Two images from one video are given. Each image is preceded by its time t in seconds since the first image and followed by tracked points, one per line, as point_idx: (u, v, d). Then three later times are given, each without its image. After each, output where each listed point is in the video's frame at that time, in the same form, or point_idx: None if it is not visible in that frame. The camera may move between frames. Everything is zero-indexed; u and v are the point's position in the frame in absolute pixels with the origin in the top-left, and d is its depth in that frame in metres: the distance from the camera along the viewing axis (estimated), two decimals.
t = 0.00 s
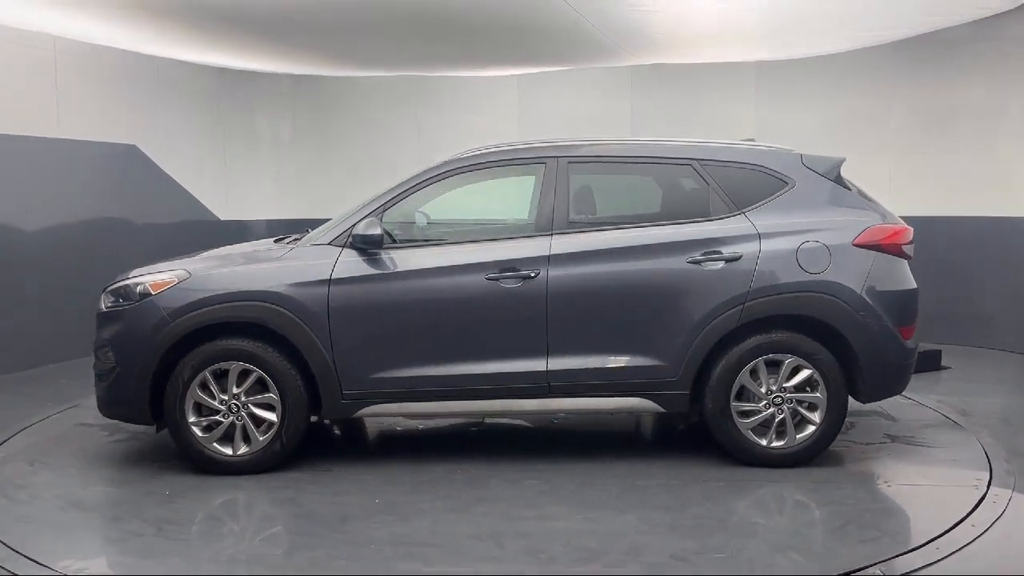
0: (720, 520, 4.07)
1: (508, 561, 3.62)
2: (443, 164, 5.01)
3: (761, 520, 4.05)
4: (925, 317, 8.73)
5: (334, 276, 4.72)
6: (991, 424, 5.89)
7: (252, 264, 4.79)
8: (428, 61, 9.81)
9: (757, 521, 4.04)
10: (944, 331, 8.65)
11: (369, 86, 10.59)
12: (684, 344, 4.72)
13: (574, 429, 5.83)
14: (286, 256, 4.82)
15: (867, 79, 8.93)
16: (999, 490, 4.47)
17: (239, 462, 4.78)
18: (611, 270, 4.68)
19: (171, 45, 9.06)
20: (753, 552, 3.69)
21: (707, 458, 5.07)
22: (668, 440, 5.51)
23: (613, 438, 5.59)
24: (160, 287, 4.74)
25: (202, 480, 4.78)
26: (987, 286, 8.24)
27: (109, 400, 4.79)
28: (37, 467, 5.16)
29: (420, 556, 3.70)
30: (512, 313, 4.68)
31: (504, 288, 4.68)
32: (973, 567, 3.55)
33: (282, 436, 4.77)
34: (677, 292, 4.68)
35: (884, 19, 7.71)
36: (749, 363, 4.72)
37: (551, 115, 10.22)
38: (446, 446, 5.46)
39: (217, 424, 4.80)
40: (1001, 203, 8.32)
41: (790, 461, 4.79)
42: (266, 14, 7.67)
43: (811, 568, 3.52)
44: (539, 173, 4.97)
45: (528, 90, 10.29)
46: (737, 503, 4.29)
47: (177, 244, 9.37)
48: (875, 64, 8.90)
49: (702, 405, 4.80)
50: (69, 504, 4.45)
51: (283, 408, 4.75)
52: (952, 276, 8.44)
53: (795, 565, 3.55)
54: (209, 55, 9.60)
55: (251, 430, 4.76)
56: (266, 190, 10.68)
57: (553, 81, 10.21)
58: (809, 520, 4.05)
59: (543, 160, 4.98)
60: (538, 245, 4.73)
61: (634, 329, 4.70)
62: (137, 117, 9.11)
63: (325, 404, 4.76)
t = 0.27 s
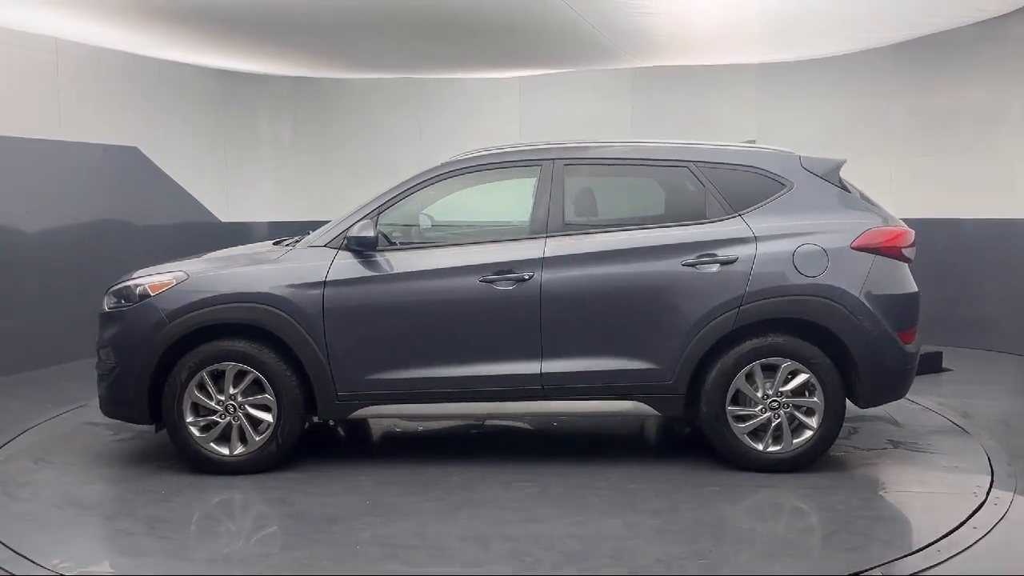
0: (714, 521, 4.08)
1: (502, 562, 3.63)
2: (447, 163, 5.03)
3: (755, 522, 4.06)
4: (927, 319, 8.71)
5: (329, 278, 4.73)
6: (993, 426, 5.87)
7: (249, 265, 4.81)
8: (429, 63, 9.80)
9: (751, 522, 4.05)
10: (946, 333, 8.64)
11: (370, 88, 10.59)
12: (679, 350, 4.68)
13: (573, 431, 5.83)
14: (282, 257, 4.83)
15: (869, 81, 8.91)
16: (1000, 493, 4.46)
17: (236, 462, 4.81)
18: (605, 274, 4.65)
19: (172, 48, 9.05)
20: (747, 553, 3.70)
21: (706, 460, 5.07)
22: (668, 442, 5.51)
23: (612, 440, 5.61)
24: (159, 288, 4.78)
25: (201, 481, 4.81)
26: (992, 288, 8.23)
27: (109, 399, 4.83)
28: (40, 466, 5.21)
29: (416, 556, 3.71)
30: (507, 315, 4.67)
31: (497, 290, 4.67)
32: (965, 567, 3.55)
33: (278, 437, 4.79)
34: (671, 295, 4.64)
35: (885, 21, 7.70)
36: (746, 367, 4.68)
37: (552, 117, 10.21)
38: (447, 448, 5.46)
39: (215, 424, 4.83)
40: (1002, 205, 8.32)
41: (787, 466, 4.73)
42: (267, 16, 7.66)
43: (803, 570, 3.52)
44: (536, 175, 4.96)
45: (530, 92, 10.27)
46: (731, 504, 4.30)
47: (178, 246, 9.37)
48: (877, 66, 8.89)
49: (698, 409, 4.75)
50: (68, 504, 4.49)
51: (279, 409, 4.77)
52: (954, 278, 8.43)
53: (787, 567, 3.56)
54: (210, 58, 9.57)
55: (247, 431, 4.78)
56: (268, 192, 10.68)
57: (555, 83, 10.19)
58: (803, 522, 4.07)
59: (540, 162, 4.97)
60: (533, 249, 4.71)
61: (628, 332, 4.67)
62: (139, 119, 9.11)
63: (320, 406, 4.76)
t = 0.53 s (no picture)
0: (707, 521, 4.10)
1: (496, 561, 3.65)
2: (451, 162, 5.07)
3: (749, 522, 4.07)
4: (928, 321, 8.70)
5: (325, 279, 4.76)
6: (994, 428, 5.86)
7: (247, 266, 4.86)
8: (430, 66, 9.81)
9: (744, 522, 4.07)
10: (948, 335, 8.63)
11: (371, 91, 10.61)
12: (674, 353, 4.64)
13: (573, 433, 5.84)
14: (279, 259, 4.88)
15: (871, 83, 8.89)
16: (1001, 495, 4.45)
17: (232, 462, 4.85)
18: (600, 276, 4.63)
19: (173, 50, 9.05)
20: (739, 553, 3.72)
21: (705, 462, 5.08)
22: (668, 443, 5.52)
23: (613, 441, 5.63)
24: (159, 289, 4.85)
25: (199, 480, 4.84)
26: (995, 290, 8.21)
27: (110, 398, 4.91)
28: (42, 465, 5.25)
29: (410, 556, 3.73)
30: (501, 318, 4.66)
31: (491, 292, 4.66)
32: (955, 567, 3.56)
33: (273, 437, 4.82)
34: (664, 297, 4.61)
35: (888, 23, 7.70)
36: (741, 371, 4.64)
37: (553, 120, 10.21)
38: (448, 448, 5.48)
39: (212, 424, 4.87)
40: (1003, 207, 8.31)
41: (783, 471, 4.69)
42: (268, 18, 7.64)
43: (795, 569, 3.54)
44: (532, 177, 4.95)
45: (531, 94, 10.27)
46: (725, 504, 4.33)
47: (179, 248, 9.36)
48: (878, 68, 8.87)
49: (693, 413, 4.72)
50: (68, 502, 4.53)
51: (275, 410, 4.81)
52: (956, 280, 8.42)
53: (778, 566, 3.57)
54: (211, 60, 9.57)
55: (244, 431, 4.82)
56: (269, 194, 10.69)
57: (557, 85, 10.18)
58: (795, 522, 4.08)
59: (536, 163, 4.96)
60: (528, 251, 4.70)
61: (622, 334, 4.65)
62: (141, 121, 9.12)
63: (315, 407, 4.79)
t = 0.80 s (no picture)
0: (701, 520, 4.12)
1: (490, 560, 3.66)
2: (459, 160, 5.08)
3: (743, 522, 4.09)
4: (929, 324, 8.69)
5: (320, 280, 4.78)
6: (997, 430, 5.84)
7: (244, 268, 4.89)
8: (431, 68, 9.80)
9: (739, 521, 4.08)
10: (949, 338, 8.61)
11: (372, 94, 10.61)
12: (668, 356, 4.60)
13: (574, 434, 5.83)
14: (277, 260, 4.90)
15: (872, 85, 8.88)
16: (1003, 497, 4.44)
17: (229, 461, 4.88)
18: (594, 279, 4.60)
19: (175, 53, 9.05)
20: (732, 552, 3.73)
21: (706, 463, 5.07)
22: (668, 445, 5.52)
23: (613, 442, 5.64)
24: (158, 289, 4.89)
25: (199, 479, 4.87)
26: (998, 292, 8.19)
27: (110, 398, 4.97)
28: (45, 463, 5.29)
29: (405, 555, 3.74)
30: (495, 319, 4.65)
31: (484, 294, 4.65)
32: (948, 567, 3.56)
33: (269, 437, 4.84)
34: (658, 300, 4.57)
35: (889, 25, 7.70)
36: (735, 374, 4.58)
37: (554, 121, 10.19)
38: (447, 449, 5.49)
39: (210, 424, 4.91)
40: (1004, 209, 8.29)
41: (779, 475, 4.63)
42: (270, 20, 7.64)
43: (787, 569, 3.55)
44: (528, 178, 4.93)
45: (533, 96, 10.25)
46: (721, 504, 4.34)
47: (181, 249, 9.36)
48: (879, 70, 8.85)
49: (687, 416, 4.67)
50: (68, 500, 4.56)
51: (271, 410, 4.83)
52: (957, 283, 8.41)
53: (771, 565, 3.58)
54: (212, 63, 9.57)
55: (241, 430, 4.85)
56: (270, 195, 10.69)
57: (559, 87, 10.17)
58: (790, 522, 4.09)
59: (532, 165, 4.94)
60: (521, 252, 4.69)
61: (616, 337, 4.61)
62: (141, 123, 9.11)
63: (311, 407, 4.81)
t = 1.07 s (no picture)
0: (695, 521, 4.13)
1: (484, 560, 3.68)
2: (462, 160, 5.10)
3: (737, 523, 4.10)
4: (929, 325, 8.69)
5: (315, 282, 4.80)
6: (998, 432, 5.83)
7: (241, 269, 4.92)
8: (431, 70, 9.79)
9: (733, 522, 4.10)
10: (949, 339, 8.60)
11: (371, 96, 10.61)
12: (660, 359, 4.56)
13: (573, 436, 5.83)
14: (273, 262, 4.93)
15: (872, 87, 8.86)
16: (1003, 498, 4.43)
17: (226, 460, 4.92)
18: (587, 281, 4.58)
19: (175, 55, 9.05)
20: (724, 552, 3.75)
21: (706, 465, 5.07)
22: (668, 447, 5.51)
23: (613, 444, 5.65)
24: (157, 290, 4.94)
25: (197, 479, 4.89)
26: (1000, 294, 8.17)
27: (111, 397, 5.02)
28: (46, 462, 5.33)
29: (399, 555, 3.75)
30: (489, 321, 4.64)
31: (478, 296, 4.66)
32: (939, 568, 3.57)
33: (265, 437, 4.88)
34: (651, 302, 4.54)
35: (890, 27, 7.69)
36: (729, 377, 4.54)
37: (554, 123, 10.18)
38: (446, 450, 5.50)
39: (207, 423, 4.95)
40: (1004, 210, 8.29)
41: (774, 480, 4.57)
42: (270, 22, 7.62)
43: (779, 569, 3.56)
44: (521, 181, 4.92)
45: (534, 98, 10.24)
46: (715, 505, 4.36)
47: (181, 251, 9.34)
48: (879, 72, 8.83)
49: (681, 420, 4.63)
50: (67, 499, 4.59)
51: (267, 410, 4.86)
52: (957, 284, 8.41)
53: (763, 565, 3.59)
54: (212, 65, 9.56)
55: (237, 430, 4.89)
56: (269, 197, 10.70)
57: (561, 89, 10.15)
58: (784, 523, 4.11)
59: (525, 167, 4.93)
60: (515, 255, 4.68)
61: (609, 339, 4.58)
62: (142, 126, 9.10)
63: (306, 408, 4.84)
